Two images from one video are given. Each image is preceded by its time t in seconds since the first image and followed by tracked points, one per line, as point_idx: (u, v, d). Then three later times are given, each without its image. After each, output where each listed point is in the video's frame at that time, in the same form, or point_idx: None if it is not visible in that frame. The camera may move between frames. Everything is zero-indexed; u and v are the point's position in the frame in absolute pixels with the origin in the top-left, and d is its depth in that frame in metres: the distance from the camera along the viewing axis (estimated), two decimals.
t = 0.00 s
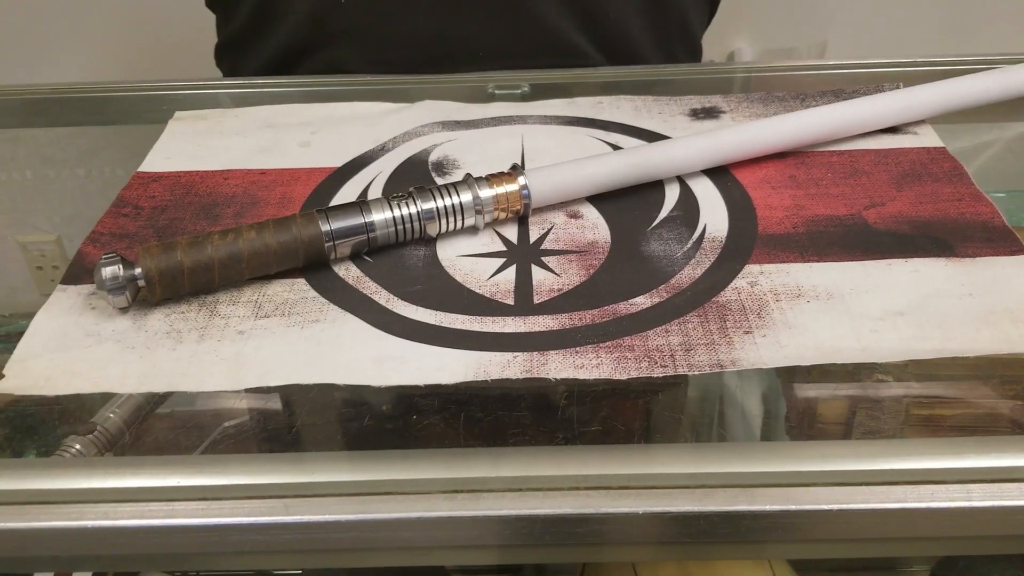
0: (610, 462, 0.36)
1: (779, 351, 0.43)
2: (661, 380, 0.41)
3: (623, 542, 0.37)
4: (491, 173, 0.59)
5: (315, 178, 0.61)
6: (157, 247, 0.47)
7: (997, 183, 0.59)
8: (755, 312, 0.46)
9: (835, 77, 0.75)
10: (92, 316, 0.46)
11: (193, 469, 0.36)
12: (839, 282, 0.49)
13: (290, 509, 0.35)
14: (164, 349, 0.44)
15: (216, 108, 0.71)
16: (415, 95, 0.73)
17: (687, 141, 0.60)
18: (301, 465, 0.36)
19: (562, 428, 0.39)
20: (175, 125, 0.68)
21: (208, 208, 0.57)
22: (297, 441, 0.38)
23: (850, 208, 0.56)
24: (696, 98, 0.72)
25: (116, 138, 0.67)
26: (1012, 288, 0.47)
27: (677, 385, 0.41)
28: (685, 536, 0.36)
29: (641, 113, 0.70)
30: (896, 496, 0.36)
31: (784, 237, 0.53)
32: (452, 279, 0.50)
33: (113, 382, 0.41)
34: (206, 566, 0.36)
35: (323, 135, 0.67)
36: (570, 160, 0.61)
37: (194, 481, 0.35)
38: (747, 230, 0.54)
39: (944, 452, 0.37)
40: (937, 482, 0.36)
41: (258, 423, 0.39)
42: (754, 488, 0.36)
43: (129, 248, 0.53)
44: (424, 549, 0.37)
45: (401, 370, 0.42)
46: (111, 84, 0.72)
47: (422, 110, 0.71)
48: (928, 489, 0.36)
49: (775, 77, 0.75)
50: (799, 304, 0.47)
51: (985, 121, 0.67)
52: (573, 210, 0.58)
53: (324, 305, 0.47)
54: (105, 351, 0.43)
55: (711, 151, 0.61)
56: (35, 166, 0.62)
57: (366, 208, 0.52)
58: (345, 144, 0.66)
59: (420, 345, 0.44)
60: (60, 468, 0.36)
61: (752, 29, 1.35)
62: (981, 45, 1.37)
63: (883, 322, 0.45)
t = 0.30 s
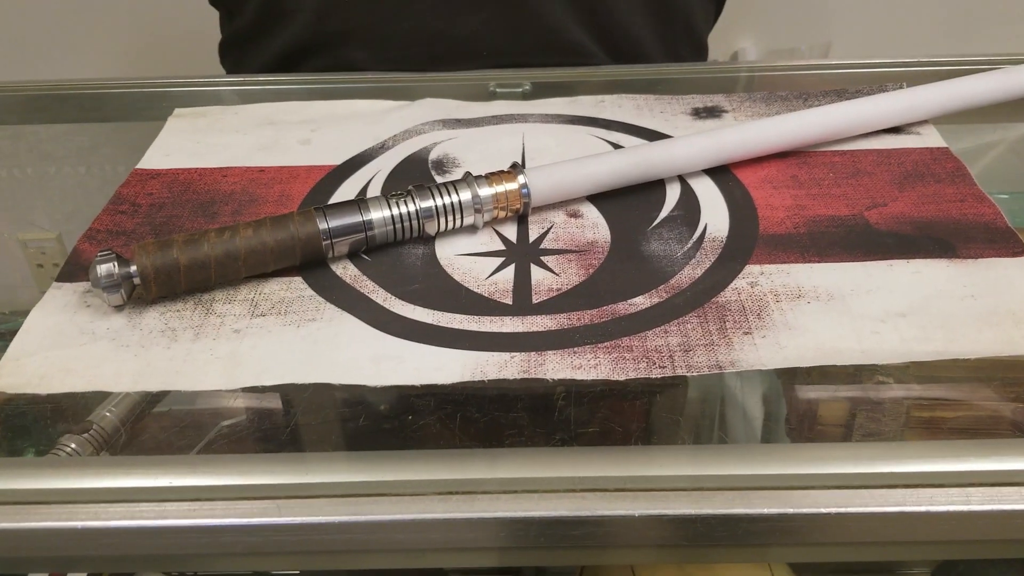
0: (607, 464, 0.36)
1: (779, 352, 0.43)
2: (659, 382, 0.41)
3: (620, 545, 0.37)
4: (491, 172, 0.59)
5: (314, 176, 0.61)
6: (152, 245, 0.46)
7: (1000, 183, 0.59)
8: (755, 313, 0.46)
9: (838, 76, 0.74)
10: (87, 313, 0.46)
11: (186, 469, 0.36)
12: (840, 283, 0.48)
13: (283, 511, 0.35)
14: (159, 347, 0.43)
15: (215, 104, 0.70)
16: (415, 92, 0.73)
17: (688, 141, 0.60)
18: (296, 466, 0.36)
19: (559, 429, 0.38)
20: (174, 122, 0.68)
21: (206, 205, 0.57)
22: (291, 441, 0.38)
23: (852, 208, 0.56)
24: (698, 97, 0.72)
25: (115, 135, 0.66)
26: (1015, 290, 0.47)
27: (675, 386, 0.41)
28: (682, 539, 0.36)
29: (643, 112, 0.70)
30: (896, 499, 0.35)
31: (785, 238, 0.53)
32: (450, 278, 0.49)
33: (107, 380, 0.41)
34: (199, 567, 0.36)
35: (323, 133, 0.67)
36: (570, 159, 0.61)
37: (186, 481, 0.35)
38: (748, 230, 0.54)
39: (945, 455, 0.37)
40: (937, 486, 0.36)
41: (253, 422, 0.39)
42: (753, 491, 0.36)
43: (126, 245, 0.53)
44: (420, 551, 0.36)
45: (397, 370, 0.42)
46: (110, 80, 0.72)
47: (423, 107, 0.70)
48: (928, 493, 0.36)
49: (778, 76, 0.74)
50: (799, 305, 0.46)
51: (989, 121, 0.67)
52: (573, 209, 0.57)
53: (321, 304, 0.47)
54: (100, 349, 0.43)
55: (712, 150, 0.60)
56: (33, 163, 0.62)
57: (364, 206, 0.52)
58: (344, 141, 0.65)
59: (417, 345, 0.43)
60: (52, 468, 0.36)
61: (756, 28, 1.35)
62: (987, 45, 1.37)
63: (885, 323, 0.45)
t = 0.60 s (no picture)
0: (604, 470, 0.36)
1: (779, 356, 0.42)
2: (658, 386, 0.40)
3: (618, 552, 0.36)
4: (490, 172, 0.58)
5: (313, 175, 0.60)
6: (147, 246, 0.46)
7: (1006, 184, 0.58)
8: (756, 316, 0.45)
9: (843, 75, 0.73)
10: (82, 315, 0.46)
11: (179, 474, 0.35)
12: (842, 286, 0.48)
13: (276, 517, 0.34)
14: (154, 349, 0.43)
15: (214, 103, 0.70)
16: (416, 90, 0.72)
17: (689, 141, 0.59)
18: (290, 471, 0.36)
19: (557, 434, 0.38)
20: (173, 120, 0.68)
21: (203, 205, 0.57)
22: (286, 445, 0.37)
23: (855, 209, 0.55)
24: (700, 96, 0.71)
25: (113, 133, 0.66)
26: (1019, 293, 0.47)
27: (674, 390, 0.40)
28: (681, 546, 0.36)
29: (644, 111, 0.69)
30: (897, 507, 0.35)
31: (787, 239, 0.52)
32: (448, 280, 0.49)
33: (101, 383, 0.41)
34: (192, 572, 0.36)
35: (322, 132, 0.66)
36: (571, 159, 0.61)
37: (179, 486, 0.35)
38: (749, 232, 0.53)
39: (947, 462, 0.36)
40: (939, 494, 0.36)
41: (247, 425, 0.38)
42: (752, 498, 0.36)
43: (122, 245, 0.52)
44: (416, 558, 0.36)
45: (394, 373, 0.41)
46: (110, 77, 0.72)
47: (423, 106, 0.70)
48: (929, 501, 0.35)
49: (782, 74, 0.74)
50: (801, 308, 0.46)
51: (994, 121, 0.66)
52: (573, 210, 0.57)
53: (318, 306, 0.47)
54: (95, 351, 0.43)
55: (714, 150, 0.60)
56: (31, 160, 0.62)
57: (362, 206, 0.52)
58: (344, 141, 0.65)
59: (414, 348, 0.43)
60: (44, 472, 0.36)
61: (760, 27, 1.34)
62: (995, 45, 1.36)
63: (887, 327, 0.44)
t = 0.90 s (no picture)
0: (607, 472, 0.36)
1: (784, 358, 0.42)
2: (662, 387, 0.40)
3: (621, 555, 0.36)
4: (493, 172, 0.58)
5: (315, 175, 0.60)
6: (148, 246, 0.46)
7: (1011, 184, 0.58)
8: (760, 317, 0.45)
9: (847, 75, 0.73)
10: (83, 315, 0.45)
11: (180, 475, 0.35)
12: (847, 287, 0.47)
13: (278, 519, 0.34)
14: (155, 350, 0.43)
15: (216, 102, 0.70)
16: (418, 90, 0.72)
17: (693, 141, 0.59)
18: (291, 473, 0.36)
19: (559, 435, 0.38)
20: (174, 120, 0.67)
21: (204, 205, 0.57)
22: (287, 446, 0.37)
23: (859, 210, 0.55)
24: (704, 96, 0.71)
25: (115, 133, 0.66)
26: None
27: (678, 392, 0.40)
28: (684, 549, 0.35)
29: (647, 111, 0.69)
30: (902, 510, 0.35)
31: (791, 240, 0.52)
32: (450, 281, 0.49)
33: (102, 384, 0.41)
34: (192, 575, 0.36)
35: (324, 131, 0.66)
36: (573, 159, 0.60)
37: (179, 488, 0.35)
38: (753, 233, 0.53)
39: (953, 464, 0.36)
40: (945, 497, 0.35)
41: (249, 426, 0.38)
42: (756, 501, 0.35)
43: (122, 246, 0.52)
44: (418, 561, 0.36)
45: (396, 374, 0.41)
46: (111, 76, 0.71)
47: (425, 106, 0.70)
48: (935, 504, 0.35)
49: (785, 74, 0.73)
50: (805, 309, 0.46)
51: (1000, 120, 0.66)
52: (576, 210, 0.56)
53: (320, 306, 0.46)
54: (95, 352, 0.43)
55: (717, 151, 0.59)
56: (32, 159, 0.61)
57: (364, 207, 0.51)
58: (346, 140, 0.65)
59: (416, 349, 0.43)
60: (45, 473, 0.35)
61: (764, 27, 1.34)
62: (1001, 44, 1.35)
63: (892, 328, 0.44)
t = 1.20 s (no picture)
0: (607, 474, 0.36)
1: (784, 360, 0.42)
2: (662, 388, 0.40)
3: (621, 556, 0.36)
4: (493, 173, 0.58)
5: (315, 176, 0.60)
6: (149, 247, 0.46)
7: (1012, 186, 0.58)
8: (760, 318, 0.45)
9: (847, 76, 0.73)
10: (83, 316, 0.45)
11: (180, 476, 0.35)
12: (847, 288, 0.47)
13: (278, 520, 0.34)
14: (155, 351, 0.43)
15: (216, 103, 0.70)
16: (419, 90, 0.72)
17: (693, 142, 0.59)
18: (292, 473, 0.36)
19: (560, 436, 0.38)
20: (175, 120, 0.67)
21: (204, 205, 0.57)
22: (287, 446, 0.37)
23: (859, 211, 0.55)
24: (704, 96, 0.71)
25: (115, 133, 0.66)
26: None
27: (678, 393, 0.40)
28: (684, 550, 0.35)
29: (648, 112, 0.69)
30: (901, 512, 0.35)
31: (791, 241, 0.52)
32: (451, 281, 0.49)
33: (103, 384, 0.41)
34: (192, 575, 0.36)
35: (325, 131, 0.66)
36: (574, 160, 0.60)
37: (180, 489, 0.35)
38: (753, 234, 0.53)
39: (953, 465, 0.36)
40: (945, 498, 0.35)
41: (249, 426, 0.38)
42: (757, 502, 0.35)
43: (123, 246, 0.52)
44: (418, 561, 0.36)
45: (396, 375, 0.41)
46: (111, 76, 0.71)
47: (426, 106, 0.70)
48: (935, 505, 0.35)
49: (786, 75, 0.74)
50: (805, 310, 0.46)
51: (1000, 122, 0.66)
52: (576, 211, 0.56)
53: (320, 307, 0.46)
54: (96, 352, 0.43)
55: (718, 152, 0.59)
56: (32, 159, 0.61)
57: (364, 207, 0.51)
58: (346, 141, 0.65)
59: (417, 350, 0.43)
60: (45, 473, 0.35)
61: (764, 27, 1.33)
62: (1001, 44, 1.35)
63: (893, 330, 0.44)
